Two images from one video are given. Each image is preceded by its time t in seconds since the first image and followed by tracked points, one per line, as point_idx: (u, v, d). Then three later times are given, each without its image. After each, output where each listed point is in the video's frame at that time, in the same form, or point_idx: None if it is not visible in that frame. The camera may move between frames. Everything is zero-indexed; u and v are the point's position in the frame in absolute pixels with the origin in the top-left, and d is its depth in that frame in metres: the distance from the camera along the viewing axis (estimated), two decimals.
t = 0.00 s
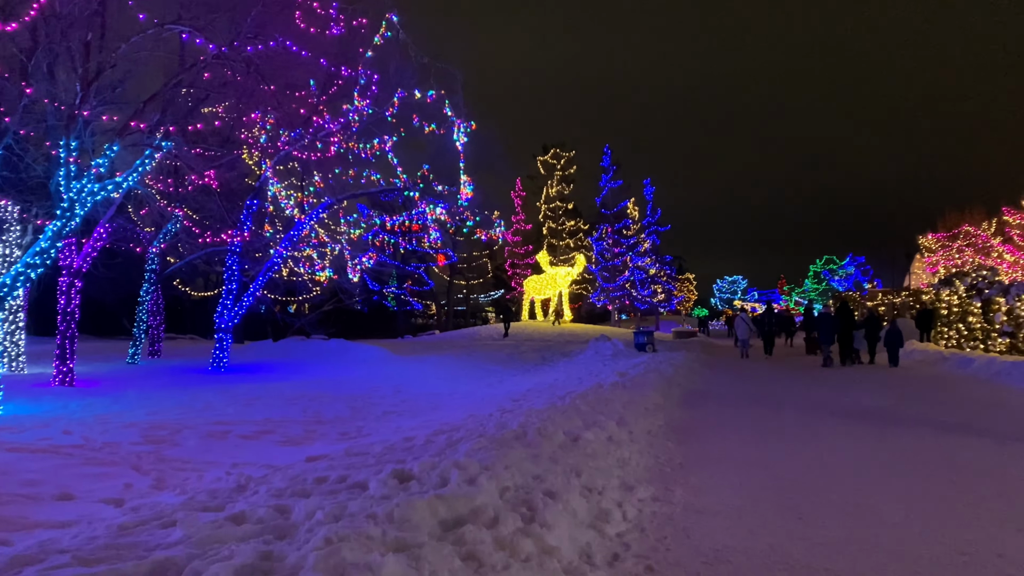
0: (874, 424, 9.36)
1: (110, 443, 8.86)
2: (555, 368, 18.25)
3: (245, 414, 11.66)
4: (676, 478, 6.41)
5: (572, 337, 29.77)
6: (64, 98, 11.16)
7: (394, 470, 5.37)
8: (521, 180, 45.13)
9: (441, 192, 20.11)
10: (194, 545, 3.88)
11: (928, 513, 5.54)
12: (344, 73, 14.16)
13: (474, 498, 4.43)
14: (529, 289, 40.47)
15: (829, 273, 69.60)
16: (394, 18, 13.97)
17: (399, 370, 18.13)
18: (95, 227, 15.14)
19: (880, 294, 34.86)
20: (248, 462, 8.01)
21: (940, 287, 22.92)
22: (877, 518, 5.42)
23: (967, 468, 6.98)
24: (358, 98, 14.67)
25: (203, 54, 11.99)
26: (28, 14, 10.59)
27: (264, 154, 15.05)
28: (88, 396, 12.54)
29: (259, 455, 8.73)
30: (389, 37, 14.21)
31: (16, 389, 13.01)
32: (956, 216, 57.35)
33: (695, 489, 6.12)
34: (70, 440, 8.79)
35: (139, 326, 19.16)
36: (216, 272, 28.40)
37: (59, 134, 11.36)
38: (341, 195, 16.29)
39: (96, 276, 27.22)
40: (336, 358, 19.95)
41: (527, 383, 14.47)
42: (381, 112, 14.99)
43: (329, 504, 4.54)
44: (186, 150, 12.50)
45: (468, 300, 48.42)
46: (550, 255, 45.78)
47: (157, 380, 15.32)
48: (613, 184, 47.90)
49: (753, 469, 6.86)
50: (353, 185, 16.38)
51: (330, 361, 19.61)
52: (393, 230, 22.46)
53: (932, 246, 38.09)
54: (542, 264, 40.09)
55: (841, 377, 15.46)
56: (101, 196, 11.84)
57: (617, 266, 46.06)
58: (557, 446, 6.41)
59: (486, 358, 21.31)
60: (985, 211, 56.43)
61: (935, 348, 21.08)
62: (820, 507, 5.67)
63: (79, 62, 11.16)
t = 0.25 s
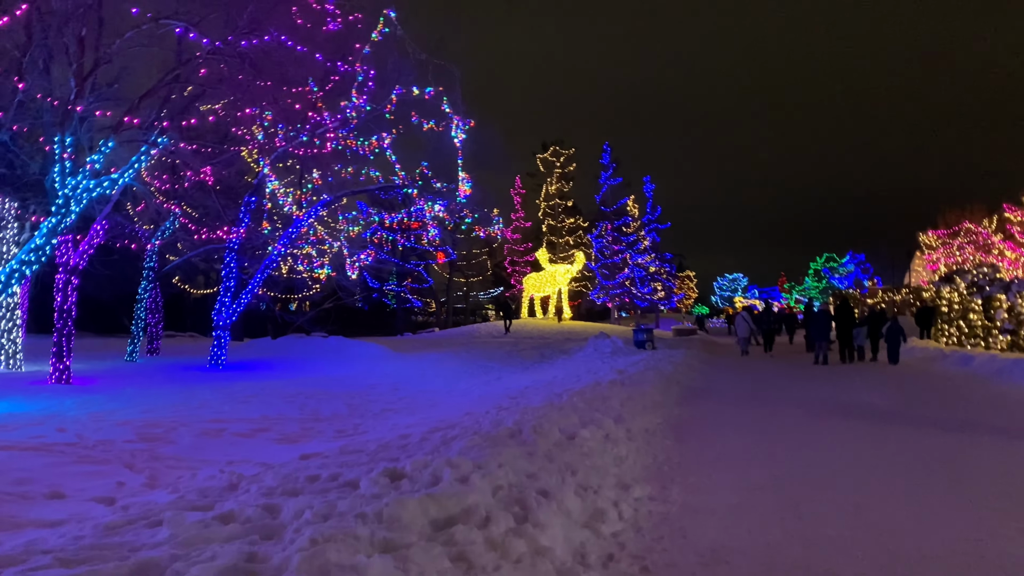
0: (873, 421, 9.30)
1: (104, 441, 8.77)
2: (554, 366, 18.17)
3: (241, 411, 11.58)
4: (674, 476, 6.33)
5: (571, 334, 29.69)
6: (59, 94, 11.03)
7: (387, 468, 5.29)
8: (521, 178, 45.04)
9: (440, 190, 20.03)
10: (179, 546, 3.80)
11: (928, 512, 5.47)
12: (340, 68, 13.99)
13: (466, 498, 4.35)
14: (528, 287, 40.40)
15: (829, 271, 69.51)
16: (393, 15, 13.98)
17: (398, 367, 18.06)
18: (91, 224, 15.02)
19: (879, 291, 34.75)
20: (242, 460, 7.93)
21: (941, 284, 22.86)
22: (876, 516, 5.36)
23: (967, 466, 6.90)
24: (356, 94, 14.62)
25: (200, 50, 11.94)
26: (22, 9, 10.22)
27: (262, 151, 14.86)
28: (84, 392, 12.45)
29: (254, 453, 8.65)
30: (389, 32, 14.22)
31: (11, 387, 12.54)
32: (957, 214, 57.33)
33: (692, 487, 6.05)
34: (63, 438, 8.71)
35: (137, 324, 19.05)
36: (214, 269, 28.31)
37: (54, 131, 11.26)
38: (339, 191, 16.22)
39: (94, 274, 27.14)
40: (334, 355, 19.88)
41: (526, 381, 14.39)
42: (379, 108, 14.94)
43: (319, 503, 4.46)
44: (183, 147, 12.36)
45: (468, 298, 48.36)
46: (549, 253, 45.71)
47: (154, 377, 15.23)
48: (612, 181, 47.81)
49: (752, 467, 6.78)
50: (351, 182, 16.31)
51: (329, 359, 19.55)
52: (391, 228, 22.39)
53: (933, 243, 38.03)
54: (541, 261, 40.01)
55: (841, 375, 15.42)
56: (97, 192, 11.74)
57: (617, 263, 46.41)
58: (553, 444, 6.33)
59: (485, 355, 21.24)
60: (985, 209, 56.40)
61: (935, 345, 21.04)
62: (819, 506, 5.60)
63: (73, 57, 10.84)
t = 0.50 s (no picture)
0: (874, 422, 9.18)
1: (96, 441, 8.67)
2: (553, 365, 18.05)
3: (236, 411, 11.47)
4: (671, 478, 6.23)
5: (572, 334, 29.56)
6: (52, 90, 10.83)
7: (378, 470, 5.19)
8: (521, 176, 44.94)
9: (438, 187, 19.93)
10: (157, 552, 3.70)
11: (930, 516, 5.36)
12: (335, 64, 13.83)
13: (455, 501, 4.24)
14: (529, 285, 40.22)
15: (831, 269, 69.37)
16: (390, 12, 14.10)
17: (397, 367, 17.96)
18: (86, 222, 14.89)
19: (882, 290, 34.57)
20: (236, 461, 7.83)
21: (943, 283, 22.73)
22: (876, 520, 5.25)
23: (970, 468, 6.79)
24: (354, 93, 14.64)
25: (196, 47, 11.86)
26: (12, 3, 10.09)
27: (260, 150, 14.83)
28: (78, 392, 12.31)
29: (248, 453, 8.55)
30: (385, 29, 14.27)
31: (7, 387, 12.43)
32: (960, 212, 57.10)
33: (689, 490, 5.94)
34: (55, 439, 8.59)
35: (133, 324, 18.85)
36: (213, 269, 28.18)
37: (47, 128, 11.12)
38: (337, 190, 16.15)
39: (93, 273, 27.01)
40: (332, 354, 19.77)
41: (524, 380, 14.28)
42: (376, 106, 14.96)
43: (305, 507, 4.36)
44: (181, 148, 12.19)
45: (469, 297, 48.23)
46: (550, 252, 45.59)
47: (150, 377, 15.11)
48: (613, 180, 47.68)
49: (751, 470, 6.67)
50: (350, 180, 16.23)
51: (327, 358, 19.46)
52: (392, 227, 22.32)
53: (935, 242, 37.92)
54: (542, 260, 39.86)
55: (842, 374, 15.29)
56: (91, 190, 11.71)
57: (619, 262, 46.33)
58: (548, 446, 6.23)
59: (485, 355, 21.12)
60: (989, 208, 56.16)
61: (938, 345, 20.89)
62: (818, 509, 5.50)
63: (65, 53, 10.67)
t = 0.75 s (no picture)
0: (881, 423, 9.05)
1: (92, 442, 8.58)
2: (557, 365, 17.93)
3: (236, 411, 11.38)
4: (673, 481, 6.12)
5: (576, 332, 29.43)
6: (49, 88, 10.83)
7: (373, 474, 5.09)
8: (525, 174, 44.81)
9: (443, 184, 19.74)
10: (143, 559, 3.60)
11: (940, 520, 5.23)
12: (334, 60, 13.63)
13: (451, 506, 4.13)
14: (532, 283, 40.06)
15: (837, 268, 69.07)
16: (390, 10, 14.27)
17: (399, 366, 17.85)
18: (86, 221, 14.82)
19: (887, 288, 34.33)
20: (233, 463, 7.73)
21: (950, 281, 22.52)
22: (884, 524, 5.12)
23: (980, 470, 6.66)
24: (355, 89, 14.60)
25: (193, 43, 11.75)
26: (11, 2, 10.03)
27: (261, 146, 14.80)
28: (77, 391, 12.23)
29: (245, 454, 8.46)
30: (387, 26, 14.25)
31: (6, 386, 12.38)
32: (967, 209, 56.74)
33: (692, 492, 5.82)
34: (51, 439, 8.50)
35: (135, 322, 18.72)
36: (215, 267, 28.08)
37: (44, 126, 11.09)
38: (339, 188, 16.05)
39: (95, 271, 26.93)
40: (334, 354, 19.69)
41: (527, 380, 14.17)
42: (378, 103, 14.91)
43: (297, 512, 4.25)
44: (179, 145, 12.10)
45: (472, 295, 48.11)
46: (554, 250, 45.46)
47: (151, 376, 15.03)
48: (617, 178, 47.48)
49: (755, 472, 6.55)
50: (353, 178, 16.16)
51: (329, 357, 19.37)
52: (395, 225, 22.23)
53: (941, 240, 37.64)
54: (546, 259, 39.69)
55: (848, 374, 15.13)
56: (90, 188, 11.64)
57: (622, 260, 46.12)
58: (548, 448, 6.12)
59: (488, 354, 21.00)
60: (996, 205, 55.79)
61: (945, 343, 20.69)
62: (825, 513, 5.37)
63: (62, 50, 10.64)
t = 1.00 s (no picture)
0: (891, 423, 8.90)
1: (92, 441, 8.48)
2: (562, 363, 17.81)
3: (238, 410, 11.29)
4: (680, 481, 5.99)
5: (581, 330, 29.29)
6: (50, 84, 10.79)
7: (373, 475, 4.98)
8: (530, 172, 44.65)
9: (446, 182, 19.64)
10: (134, 564, 3.49)
11: (955, 522, 5.07)
12: (336, 55, 13.54)
13: (452, 509, 4.02)
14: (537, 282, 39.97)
15: (843, 265, 68.72)
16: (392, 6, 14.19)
17: (403, 364, 17.75)
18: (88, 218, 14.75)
19: (895, 286, 34.10)
20: (233, 463, 7.63)
21: (958, 279, 22.31)
22: (899, 528, 4.97)
23: (993, 470, 6.51)
24: (357, 85, 14.50)
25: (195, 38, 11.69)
26: None
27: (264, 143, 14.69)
28: (79, 390, 12.14)
29: (247, 454, 8.36)
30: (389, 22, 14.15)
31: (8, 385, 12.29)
32: (975, 206, 56.38)
33: (700, 494, 5.69)
34: (51, 438, 8.40)
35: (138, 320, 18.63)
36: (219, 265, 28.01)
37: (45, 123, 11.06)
38: (342, 185, 15.96)
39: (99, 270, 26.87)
40: (338, 352, 19.60)
41: (531, 378, 14.05)
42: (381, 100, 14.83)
43: (295, 514, 4.14)
44: (180, 142, 12.04)
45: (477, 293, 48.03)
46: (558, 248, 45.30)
47: (154, 374, 14.96)
48: (623, 175, 47.27)
49: (763, 473, 6.43)
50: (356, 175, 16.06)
51: (333, 355, 19.28)
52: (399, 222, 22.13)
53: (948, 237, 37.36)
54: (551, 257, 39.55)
55: (857, 372, 14.97)
56: (91, 185, 11.60)
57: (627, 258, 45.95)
58: (553, 448, 6.00)
59: (493, 352, 20.89)
60: (1003, 203, 55.40)
61: (953, 341, 20.49)
62: (836, 516, 5.23)
63: (62, 44, 10.61)
